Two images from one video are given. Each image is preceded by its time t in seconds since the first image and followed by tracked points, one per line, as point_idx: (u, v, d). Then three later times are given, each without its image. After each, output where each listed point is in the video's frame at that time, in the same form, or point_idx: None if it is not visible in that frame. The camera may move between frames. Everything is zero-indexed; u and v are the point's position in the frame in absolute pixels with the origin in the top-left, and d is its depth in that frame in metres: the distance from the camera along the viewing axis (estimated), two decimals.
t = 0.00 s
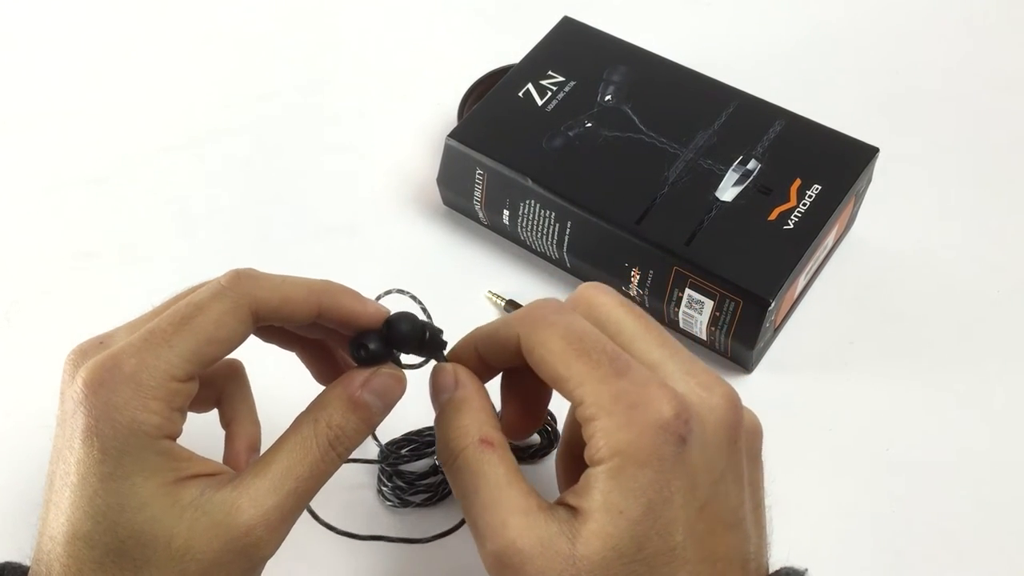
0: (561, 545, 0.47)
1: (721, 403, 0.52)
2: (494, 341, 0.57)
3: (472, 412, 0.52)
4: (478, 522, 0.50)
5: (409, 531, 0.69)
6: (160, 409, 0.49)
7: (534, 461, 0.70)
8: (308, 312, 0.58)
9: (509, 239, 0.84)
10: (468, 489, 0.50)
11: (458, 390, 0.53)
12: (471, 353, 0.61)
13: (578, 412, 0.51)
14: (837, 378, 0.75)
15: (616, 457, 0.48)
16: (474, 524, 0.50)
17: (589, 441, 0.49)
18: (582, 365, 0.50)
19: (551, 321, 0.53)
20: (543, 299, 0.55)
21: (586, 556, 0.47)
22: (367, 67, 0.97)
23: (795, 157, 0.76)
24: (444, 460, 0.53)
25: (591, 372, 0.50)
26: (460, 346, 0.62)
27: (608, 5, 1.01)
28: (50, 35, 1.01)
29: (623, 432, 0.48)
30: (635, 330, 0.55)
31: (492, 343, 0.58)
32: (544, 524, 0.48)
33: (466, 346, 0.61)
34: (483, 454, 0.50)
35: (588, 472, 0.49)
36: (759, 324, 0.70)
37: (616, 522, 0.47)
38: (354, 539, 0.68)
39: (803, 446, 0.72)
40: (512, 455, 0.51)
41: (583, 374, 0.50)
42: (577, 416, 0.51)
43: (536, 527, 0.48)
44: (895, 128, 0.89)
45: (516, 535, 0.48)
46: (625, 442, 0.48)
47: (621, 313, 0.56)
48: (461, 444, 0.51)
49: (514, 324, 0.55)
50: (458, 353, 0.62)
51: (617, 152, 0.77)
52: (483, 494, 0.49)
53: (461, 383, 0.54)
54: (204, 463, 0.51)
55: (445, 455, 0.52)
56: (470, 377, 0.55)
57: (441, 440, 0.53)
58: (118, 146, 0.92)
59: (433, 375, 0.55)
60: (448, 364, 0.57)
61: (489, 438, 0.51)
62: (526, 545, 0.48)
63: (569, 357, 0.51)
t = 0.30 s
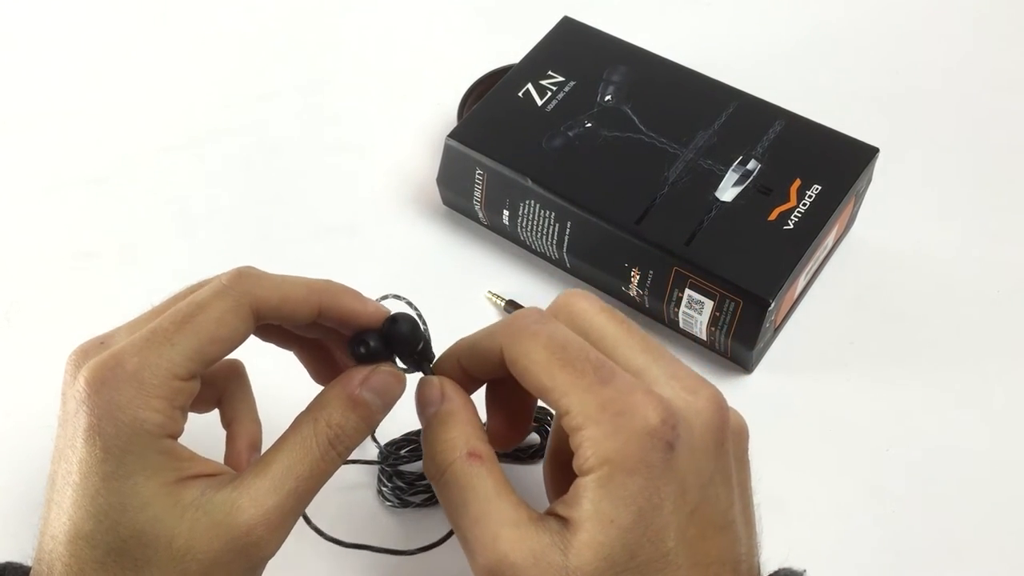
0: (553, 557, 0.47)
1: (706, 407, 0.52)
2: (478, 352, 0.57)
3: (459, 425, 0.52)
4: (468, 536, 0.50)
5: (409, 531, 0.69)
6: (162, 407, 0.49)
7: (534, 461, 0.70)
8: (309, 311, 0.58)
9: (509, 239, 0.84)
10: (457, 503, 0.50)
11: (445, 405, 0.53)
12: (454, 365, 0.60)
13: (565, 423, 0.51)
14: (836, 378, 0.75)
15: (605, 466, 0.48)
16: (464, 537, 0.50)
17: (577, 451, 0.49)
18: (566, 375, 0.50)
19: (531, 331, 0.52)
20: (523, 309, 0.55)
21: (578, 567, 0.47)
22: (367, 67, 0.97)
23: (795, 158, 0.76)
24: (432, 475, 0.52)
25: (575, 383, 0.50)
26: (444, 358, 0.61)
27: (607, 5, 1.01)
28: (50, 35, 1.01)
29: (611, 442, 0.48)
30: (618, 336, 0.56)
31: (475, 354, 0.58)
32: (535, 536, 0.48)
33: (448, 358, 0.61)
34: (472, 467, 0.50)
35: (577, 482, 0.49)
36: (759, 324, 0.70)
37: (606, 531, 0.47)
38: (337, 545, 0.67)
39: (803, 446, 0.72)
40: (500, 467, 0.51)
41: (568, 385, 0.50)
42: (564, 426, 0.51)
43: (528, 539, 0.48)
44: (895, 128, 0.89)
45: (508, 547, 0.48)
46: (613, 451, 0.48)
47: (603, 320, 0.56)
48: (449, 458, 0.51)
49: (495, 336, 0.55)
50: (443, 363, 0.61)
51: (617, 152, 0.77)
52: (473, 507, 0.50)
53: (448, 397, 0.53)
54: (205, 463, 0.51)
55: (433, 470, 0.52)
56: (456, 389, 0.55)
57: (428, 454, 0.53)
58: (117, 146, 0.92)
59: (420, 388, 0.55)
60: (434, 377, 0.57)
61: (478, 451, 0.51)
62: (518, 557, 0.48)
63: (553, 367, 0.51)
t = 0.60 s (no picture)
0: (552, 560, 0.47)
1: (702, 407, 0.52)
2: (473, 355, 0.57)
3: (455, 429, 0.52)
4: (466, 539, 0.50)
5: (410, 531, 0.69)
6: (163, 408, 0.49)
7: (535, 461, 0.70)
8: (311, 311, 0.58)
9: (509, 239, 0.84)
10: (455, 507, 0.50)
11: (442, 409, 0.54)
12: (450, 368, 0.60)
13: (561, 425, 0.51)
14: (836, 378, 0.75)
15: (603, 468, 0.48)
16: (463, 541, 0.50)
17: (574, 453, 0.49)
18: (563, 379, 0.50)
19: (527, 334, 0.52)
20: (518, 312, 0.54)
21: (577, 570, 0.47)
22: (367, 67, 0.97)
23: (795, 158, 0.76)
24: (429, 480, 0.52)
25: (571, 385, 0.50)
26: (440, 360, 0.61)
27: (607, 5, 1.01)
28: (49, 35, 1.01)
29: (608, 444, 0.48)
30: (613, 337, 0.56)
31: (471, 357, 0.58)
32: (534, 540, 0.48)
33: (442, 364, 0.60)
34: (469, 471, 0.50)
35: (574, 484, 0.49)
36: (760, 325, 0.70)
37: (604, 533, 0.47)
38: (333, 547, 0.67)
39: (803, 447, 0.73)
40: (497, 470, 0.51)
41: (564, 388, 0.50)
42: (560, 429, 0.51)
43: (526, 543, 0.48)
44: (895, 128, 0.89)
45: (506, 551, 0.48)
46: (611, 454, 0.48)
47: (597, 321, 0.56)
48: (446, 462, 0.51)
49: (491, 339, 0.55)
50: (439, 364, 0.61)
51: (618, 152, 0.77)
52: (471, 511, 0.50)
53: (445, 400, 0.54)
54: (206, 464, 0.51)
55: (430, 474, 0.52)
56: (452, 394, 0.55)
57: (425, 459, 0.53)
58: (117, 147, 0.92)
59: (416, 392, 0.55)
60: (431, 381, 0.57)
61: (475, 454, 0.51)
62: (516, 560, 0.48)
63: (549, 369, 0.50)
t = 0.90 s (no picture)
0: (552, 560, 0.47)
1: (702, 407, 0.52)
2: (472, 355, 0.57)
3: (454, 430, 0.52)
4: (466, 540, 0.50)
5: (409, 531, 0.69)
6: (166, 410, 0.49)
7: (535, 461, 0.70)
8: (323, 319, 0.58)
9: (509, 239, 0.84)
10: (455, 508, 0.50)
11: (441, 409, 0.54)
12: (450, 369, 0.60)
13: (560, 425, 0.51)
14: (837, 378, 0.75)
15: (602, 468, 0.48)
16: (462, 542, 0.50)
17: (573, 454, 0.49)
18: (561, 379, 0.50)
19: (526, 335, 0.52)
20: (517, 312, 0.55)
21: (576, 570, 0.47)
22: (367, 67, 0.97)
23: (795, 158, 0.76)
24: (429, 481, 0.53)
25: (570, 385, 0.50)
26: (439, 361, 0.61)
27: (608, 5, 1.01)
28: (49, 35, 1.01)
29: (607, 444, 0.48)
30: (611, 338, 0.56)
31: (471, 358, 0.58)
32: (533, 540, 0.48)
33: (440, 365, 0.60)
34: (469, 471, 0.50)
35: (574, 485, 0.49)
36: (760, 325, 0.70)
37: (604, 533, 0.47)
38: (331, 548, 0.67)
39: (803, 446, 0.73)
40: (496, 470, 0.51)
41: (563, 388, 0.50)
42: (559, 429, 0.51)
43: (526, 543, 0.48)
44: (895, 128, 0.89)
45: (506, 551, 0.48)
46: (610, 454, 0.48)
47: (596, 321, 0.56)
48: (446, 463, 0.51)
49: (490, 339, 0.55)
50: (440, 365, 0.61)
51: (617, 152, 0.77)
52: (471, 511, 0.50)
53: (444, 401, 0.54)
54: (206, 466, 0.51)
55: (430, 475, 0.52)
56: (450, 394, 0.55)
57: (424, 460, 0.53)
58: (117, 147, 0.92)
59: (415, 393, 0.55)
60: (429, 381, 0.57)
61: (474, 455, 0.51)
62: (516, 561, 0.48)
63: (547, 369, 0.50)
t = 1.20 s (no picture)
0: (551, 560, 0.47)
1: (700, 407, 0.52)
2: (472, 355, 0.57)
3: (454, 430, 0.52)
4: (466, 540, 0.50)
5: (409, 531, 0.69)
6: (169, 413, 0.49)
7: (534, 461, 0.70)
8: (328, 326, 0.58)
9: (509, 239, 0.84)
10: (454, 508, 0.50)
11: (441, 409, 0.54)
12: (452, 369, 0.60)
13: (560, 424, 0.51)
14: (836, 378, 0.75)
15: (602, 468, 0.48)
16: (462, 542, 0.50)
17: (572, 453, 0.49)
18: (562, 377, 0.50)
19: (526, 333, 0.53)
20: (518, 312, 0.55)
21: (575, 570, 0.47)
22: (367, 67, 0.97)
23: (794, 158, 0.76)
24: (428, 481, 0.53)
25: (570, 383, 0.50)
26: (440, 360, 0.61)
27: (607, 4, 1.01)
28: (49, 35, 1.01)
29: (606, 443, 0.48)
30: (610, 338, 0.56)
31: (471, 358, 0.58)
32: (532, 539, 0.48)
33: (442, 365, 0.61)
34: (468, 471, 0.50)
35: (573, 484, 0.49)
36: (760, 324, 0.70)
37: (603, 533, 0.47)
38: (330, 548, 0.67)
39: (802, 445, 0.72)
40: (496, 470, 0.51)
41: (563, 386, 0.50)
42: (559, 428, 0.51)
43: (525, 543, 0.48)
44: (895, 127, 0.90)
45: (505, 551, 0.48)
46: (609, 453, 0.48)
47: (596, 322, 0.56)
48: (445, 463, 0.51)
49: (490, 338, 0.55)
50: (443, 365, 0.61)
51: (617, 152, 0.77)
52: (470, 511, 0.50)
53: (444, 401, 0.54)
54: (208, 469, 0.51)
55: (429, 475, 0.52)
56: (450, 394, 0.55)
57: (424, 460, 0.53)
58: (117, 147, 0.92)
59: (416, 392, 0.56)
60: (429, 381, 0.57)
61: (474, 455, 0.51)
62: (515, 560, 0.48)
63: (548, 367, 0.51)
